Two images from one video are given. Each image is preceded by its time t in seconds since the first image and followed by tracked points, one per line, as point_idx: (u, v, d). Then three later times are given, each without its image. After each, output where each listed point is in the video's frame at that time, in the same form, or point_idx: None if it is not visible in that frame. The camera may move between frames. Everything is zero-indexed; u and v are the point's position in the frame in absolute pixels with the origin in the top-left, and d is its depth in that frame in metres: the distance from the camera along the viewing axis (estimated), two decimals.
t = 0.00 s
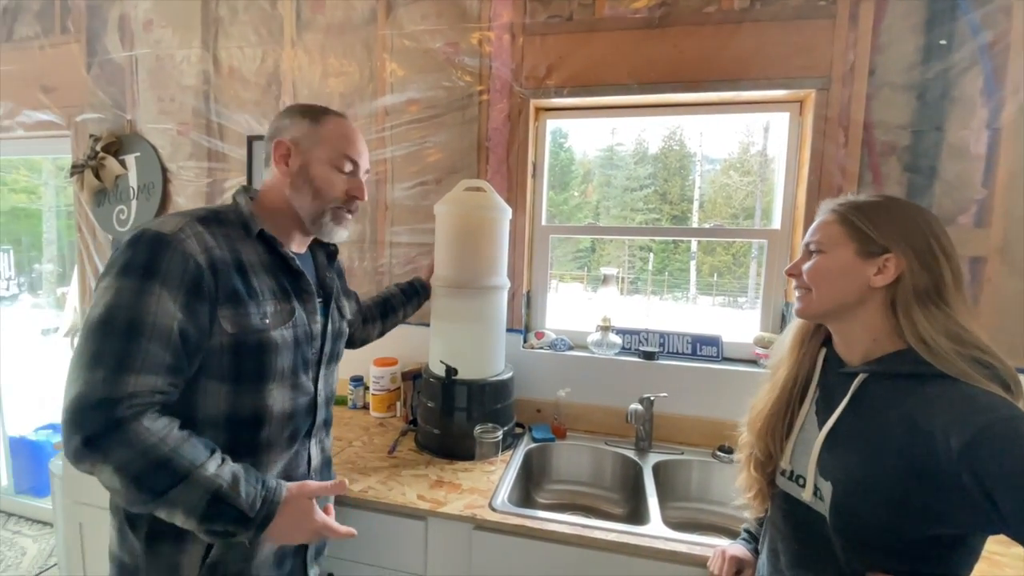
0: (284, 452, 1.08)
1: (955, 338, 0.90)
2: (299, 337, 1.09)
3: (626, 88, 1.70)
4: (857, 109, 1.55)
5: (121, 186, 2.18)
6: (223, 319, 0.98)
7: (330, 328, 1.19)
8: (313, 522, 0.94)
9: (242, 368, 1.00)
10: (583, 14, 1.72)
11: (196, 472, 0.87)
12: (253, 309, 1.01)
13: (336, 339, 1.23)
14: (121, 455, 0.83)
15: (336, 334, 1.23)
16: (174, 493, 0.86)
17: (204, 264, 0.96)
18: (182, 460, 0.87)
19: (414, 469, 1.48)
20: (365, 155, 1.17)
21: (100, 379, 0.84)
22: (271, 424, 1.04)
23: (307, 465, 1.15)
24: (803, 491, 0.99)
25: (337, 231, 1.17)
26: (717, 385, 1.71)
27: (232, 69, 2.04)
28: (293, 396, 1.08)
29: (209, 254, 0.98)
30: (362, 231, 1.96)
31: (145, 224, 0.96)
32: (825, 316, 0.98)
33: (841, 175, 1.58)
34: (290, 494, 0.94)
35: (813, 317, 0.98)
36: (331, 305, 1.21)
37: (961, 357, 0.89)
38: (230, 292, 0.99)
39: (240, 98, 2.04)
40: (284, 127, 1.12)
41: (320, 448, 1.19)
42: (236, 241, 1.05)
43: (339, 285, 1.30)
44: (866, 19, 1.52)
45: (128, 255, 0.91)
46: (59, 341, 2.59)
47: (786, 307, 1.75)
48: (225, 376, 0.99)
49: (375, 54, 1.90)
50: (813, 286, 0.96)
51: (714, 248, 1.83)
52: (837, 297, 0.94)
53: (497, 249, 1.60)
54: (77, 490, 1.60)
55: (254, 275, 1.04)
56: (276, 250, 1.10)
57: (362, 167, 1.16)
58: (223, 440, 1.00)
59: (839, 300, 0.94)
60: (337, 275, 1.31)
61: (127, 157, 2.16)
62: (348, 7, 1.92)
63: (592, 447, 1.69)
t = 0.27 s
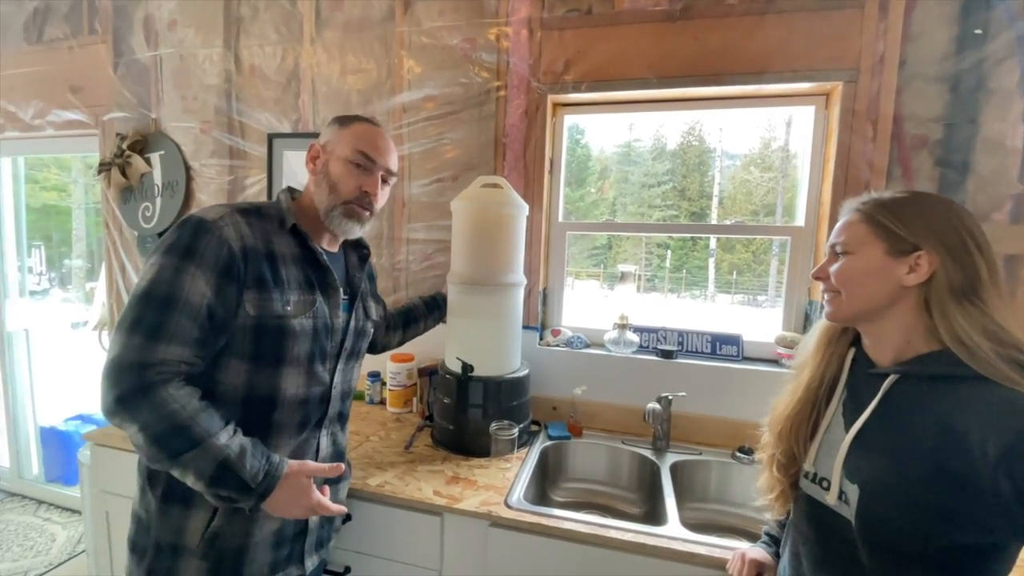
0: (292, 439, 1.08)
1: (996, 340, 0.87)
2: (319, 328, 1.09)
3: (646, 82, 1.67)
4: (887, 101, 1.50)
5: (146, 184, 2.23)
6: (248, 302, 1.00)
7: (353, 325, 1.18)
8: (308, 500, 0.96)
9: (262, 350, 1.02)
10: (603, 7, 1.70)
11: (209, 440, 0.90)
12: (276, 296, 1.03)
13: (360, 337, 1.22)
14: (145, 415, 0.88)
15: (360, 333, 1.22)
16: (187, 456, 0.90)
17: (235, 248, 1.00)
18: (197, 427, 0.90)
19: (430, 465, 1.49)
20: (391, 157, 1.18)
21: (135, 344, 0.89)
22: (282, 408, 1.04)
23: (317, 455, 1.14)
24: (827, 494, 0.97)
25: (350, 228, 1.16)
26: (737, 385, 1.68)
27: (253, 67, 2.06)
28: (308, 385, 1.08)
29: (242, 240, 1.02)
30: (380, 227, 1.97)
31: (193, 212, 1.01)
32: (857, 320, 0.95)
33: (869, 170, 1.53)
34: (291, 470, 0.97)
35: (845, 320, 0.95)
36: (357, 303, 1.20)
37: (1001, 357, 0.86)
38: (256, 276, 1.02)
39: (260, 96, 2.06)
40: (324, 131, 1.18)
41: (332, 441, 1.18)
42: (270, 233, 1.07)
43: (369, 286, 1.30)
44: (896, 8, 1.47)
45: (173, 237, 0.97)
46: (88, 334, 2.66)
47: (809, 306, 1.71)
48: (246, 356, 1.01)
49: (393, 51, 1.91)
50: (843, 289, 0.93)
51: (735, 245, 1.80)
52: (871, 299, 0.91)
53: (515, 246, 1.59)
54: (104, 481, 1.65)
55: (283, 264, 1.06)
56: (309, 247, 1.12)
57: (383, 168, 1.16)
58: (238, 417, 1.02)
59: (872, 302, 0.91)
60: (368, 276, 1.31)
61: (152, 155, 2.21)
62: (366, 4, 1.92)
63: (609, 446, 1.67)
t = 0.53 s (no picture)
0: (303, 429, 1.08)
1: None
2: (333, 321, 1.09)
3: (669, 73, 1.63)
4: (924, 90, 1.42)
5: (171, 180, 2.28)
6: (265, 291, 1.01)
7: (369, 320, 1.17)
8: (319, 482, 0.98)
9: (277, 338, 1.02)
10: None
11: (225, 422, 0.91)
12: (292, 287, 1.03)
13: (375, 333, 1.21)
14: (164, 396, 0.88)
15: (375, 329, 1.21)
16: (203, 437, 0.90)
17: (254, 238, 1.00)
18: (214, 409, 0.90)
19: (444, 460, 1.48)
20: (413, 157, 1.16)
21: (156, 327, 0.90)
22: (295, 397, 1.05)
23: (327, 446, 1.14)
24: (857, 502, 0.92)
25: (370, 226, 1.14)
26: (760, 386, 1.63)
27: (274, 64, 2.08)
28: (321, 376, 1.08)
29: (261, 231, 1.02)
30: (398, 222, 1.97)
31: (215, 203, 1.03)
32: (893, 321, 0.90)
33: (904, 162, 1.46)
34: (302, 453, 0.97)
35: (882, 322, 0.90)
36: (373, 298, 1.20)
37: None
38: (274, 265, 1.02)
39: (281, 92, 2.08)
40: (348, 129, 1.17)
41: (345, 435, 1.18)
42: (288, 227, 1.07)
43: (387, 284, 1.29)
44: None
45: (195, 225, 0.98)
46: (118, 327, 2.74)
47: (838, 305, 1.65)
48: (262, 344, 1.02)
49: (411, 45, 1.90)
50: (879, 289, 0.88)
51: (761, 241, 1.74)
52: (910, 299, 0.86)
53: (532, 241, 1.57)
54: (129, 470, 1.69)
55: (300, 256, 1.06)
56: (326, 239, 1.11)
57: (404, 167, 1.15)
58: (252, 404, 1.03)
59: (912, 302, 0.86)
60: (385, 273, 1.30)
61: (177, 152, 2.25)
62: None
63: (627, 445, 1.64)
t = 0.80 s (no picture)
0: (305, 425, 1.08)
1: None
2: (333, 316, 1.09)
3: (688, 62, 1.57)
4: (962, 76, 1.33)
5: (193, 175, 2.32)
6: (263, 286, 1.01)
7: (370, 315, 1.17)
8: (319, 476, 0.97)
9: (276, 333, 1.03)
10: None
11: (223, 417, 0.91)
12: (289, 282, 1.04)
13: (377, 328, 1.21)
14: (163, 391, 0.89)
15: (378, 323, 1.21)
16: (202, 432, 0.90)
17: (250, 233, 1.00)
18: (213, 404, 0.91)
19: (452, 457, 1.47)
20: (415, 151, 1.15)
21: (155, 323, 0.90)
22: (296, 393, 1.05)
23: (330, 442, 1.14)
24: (880, 516, 0.86)
25: (372, 222, 1.14)
26: (781, 388, 1.57)
27: (290, 59, 2.09)
28: (321, 371, 1.08)
29: (258, 226, 1.02)
30: (411, 216, 1.97)
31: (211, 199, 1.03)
32: (922, 323, 0.83)
33: (939, 153, 1.37)
34: (302, 448, 0.97)
35: (908, 324, 0.84)
36: (374, 293, 1.19)
37: None
38: (271, 260, 1.02)
39: (297, 88, 2.09)
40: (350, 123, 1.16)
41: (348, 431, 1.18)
42: (287, 221, 1.07)
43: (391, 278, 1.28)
44: None
45: (192, 222, 0.98)
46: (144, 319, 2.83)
47: (866, 304, 1.57)
48: (261, 339, 1.02)
49: (425, 38, 1.88)
50: (906, 288, 0.82)
51: (791, 237, 1.66)
52: (940, 299, 0.79)
53: (542, 235, 1.54)
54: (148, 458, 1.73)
55: (299, 251, 1.07)
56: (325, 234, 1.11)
57: (406, 162, 1.13)
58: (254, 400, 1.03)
59: (942, 303, 0.80)
60: (389, 267, 1.30)
61: (198, 147, 2.29)
62: None
63: (638, 446, 1.60)
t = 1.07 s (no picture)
0: (305, 418, 1.08)
1: None
2: (329, 309, 1.09)
3: (705, 49, 1.51)
4: (1000, 59, 1.24)
5: (212, 170, 2.36)
6: (257, 281, 1.01)
7: (368, 307, 1.17)
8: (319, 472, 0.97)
9: (272, 328, 1.03)
10: None
11: (220, 413, 0.92)
12: (284, 276, 1.04)
13: (377, 320, 1.21)
14: (160, 388, 0.90)
15: (378, 315, 1.20)
16: (200, 429, 0.91)
17: (242, 228, 1.00)
18: (210, 400, 0.91)
19: (458, 453, 1.45)
20: (408, 140, 1.13)
21: (150, 321, 0.91)
22: (295, 387, 1.05)
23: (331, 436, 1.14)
24: (901, 529, 0.81)
25: (367, 212, 1.13)
26: (803, 389, 1.50)
27: (305, 54, 2.10)
28: (319, 364, 1.08)
29: (251, 221, 1.02)
30: (423, 210, 1.95)
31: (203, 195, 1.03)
32: (951, 323, 0.77)
33: (975, 143, 1.29)
34: (302, 444, 0.98)
35: (934, 324, 0.78)
36: (373, 285, 1.19)
37: None
38: (264, 254, 1.02)
39: (312, 82, 2.10)
40: (342, 113, 1.15)
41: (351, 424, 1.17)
42: (278, 214, 1.07)
43: (391, 269, 1.27)
44: None
45: (184, 218, 0.98)
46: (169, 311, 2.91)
47: (894, 302, 1.50)
48: (257, 334, 1.02)
49: (437, 30, 1.86)
50: (933, 285, 0.76)
51: (822, 232, 1.59)
52: (970, 297, 0.73)
53: (552, 230, 1.51)
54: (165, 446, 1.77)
55: (293, 245, 1.07)
56: (320, 226, 1.12)
57: (400, 151, 1.12)
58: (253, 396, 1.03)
59: (973, 301, 0.73)
60: (389, 259, 1.29)
61: (217, 143, 2.33)
62: None
63: (649, 446, 1.56)
